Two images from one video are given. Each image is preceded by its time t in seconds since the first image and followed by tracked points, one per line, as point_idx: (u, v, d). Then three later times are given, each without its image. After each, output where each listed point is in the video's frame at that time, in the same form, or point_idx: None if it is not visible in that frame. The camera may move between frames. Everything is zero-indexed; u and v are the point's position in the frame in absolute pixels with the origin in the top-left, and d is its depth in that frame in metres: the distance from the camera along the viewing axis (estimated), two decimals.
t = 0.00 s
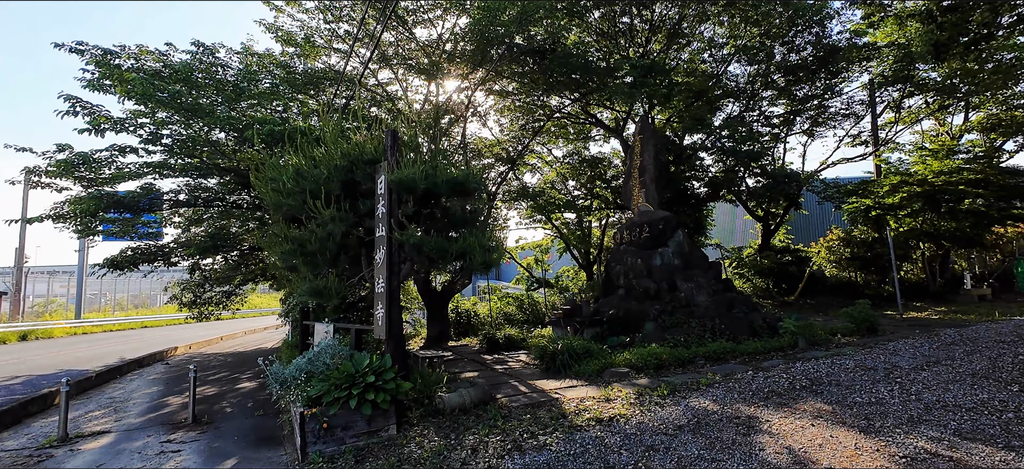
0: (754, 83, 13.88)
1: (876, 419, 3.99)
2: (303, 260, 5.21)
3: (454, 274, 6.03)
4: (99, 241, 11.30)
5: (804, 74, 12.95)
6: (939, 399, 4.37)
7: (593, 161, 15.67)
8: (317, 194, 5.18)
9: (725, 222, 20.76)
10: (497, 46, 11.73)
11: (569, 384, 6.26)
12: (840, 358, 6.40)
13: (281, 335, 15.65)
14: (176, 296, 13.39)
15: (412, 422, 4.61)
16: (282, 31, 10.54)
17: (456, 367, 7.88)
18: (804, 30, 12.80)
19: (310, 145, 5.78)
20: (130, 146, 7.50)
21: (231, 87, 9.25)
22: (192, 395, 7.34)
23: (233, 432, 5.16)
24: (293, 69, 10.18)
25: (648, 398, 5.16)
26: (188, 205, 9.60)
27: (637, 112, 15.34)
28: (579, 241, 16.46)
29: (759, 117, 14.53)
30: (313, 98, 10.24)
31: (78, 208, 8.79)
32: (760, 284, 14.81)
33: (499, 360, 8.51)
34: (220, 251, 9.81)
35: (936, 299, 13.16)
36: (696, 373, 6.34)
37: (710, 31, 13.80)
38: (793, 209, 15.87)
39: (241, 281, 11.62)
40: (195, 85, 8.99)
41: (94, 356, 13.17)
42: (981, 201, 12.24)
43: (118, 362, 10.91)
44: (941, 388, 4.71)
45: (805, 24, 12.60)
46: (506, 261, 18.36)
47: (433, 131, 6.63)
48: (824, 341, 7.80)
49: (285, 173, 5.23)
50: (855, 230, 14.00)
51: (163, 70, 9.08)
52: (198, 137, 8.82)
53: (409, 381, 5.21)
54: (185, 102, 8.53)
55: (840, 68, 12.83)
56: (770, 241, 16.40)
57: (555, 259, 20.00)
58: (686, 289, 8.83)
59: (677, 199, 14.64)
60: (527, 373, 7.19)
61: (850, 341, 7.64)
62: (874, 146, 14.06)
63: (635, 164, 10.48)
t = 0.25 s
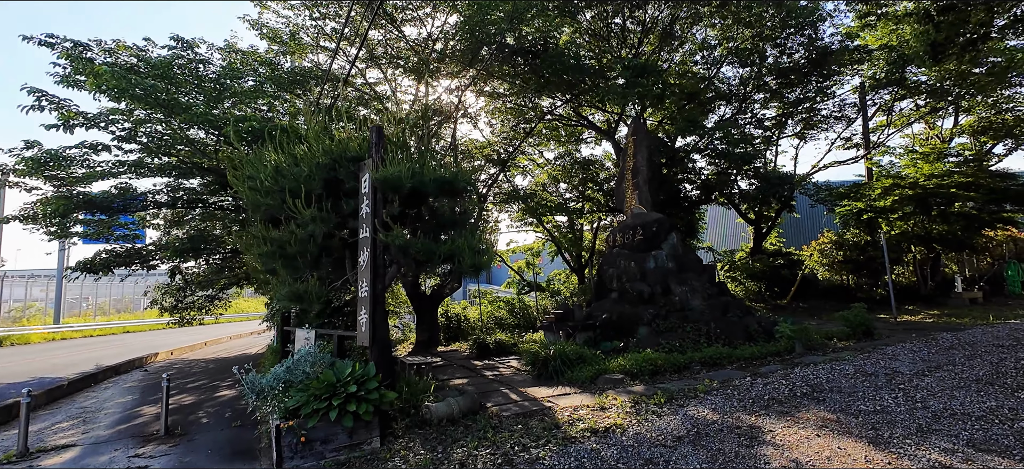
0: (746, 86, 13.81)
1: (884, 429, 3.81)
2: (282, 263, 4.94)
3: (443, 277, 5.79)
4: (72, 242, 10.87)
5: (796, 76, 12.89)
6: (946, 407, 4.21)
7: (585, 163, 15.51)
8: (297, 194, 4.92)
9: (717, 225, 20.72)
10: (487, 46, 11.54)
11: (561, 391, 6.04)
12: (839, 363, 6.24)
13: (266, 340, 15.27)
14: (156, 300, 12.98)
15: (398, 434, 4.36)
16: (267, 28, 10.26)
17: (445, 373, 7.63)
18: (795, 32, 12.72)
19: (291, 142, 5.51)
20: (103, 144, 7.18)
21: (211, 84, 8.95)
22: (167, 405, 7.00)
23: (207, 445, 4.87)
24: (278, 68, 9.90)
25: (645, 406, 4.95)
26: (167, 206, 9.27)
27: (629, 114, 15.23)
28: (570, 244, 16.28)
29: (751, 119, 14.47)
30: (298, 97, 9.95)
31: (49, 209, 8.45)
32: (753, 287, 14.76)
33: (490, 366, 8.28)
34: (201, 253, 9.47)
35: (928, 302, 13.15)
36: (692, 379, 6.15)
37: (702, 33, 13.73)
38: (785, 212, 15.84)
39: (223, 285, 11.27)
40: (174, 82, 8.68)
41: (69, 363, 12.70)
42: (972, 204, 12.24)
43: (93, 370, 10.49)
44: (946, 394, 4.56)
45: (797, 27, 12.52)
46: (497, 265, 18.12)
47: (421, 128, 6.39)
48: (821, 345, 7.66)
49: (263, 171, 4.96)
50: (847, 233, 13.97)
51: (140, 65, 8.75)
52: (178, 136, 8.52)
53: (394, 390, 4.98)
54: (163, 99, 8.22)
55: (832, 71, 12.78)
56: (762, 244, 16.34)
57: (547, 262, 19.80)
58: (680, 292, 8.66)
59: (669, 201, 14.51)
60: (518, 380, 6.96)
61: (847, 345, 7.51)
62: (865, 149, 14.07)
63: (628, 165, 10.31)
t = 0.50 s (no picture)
0: (738, 89, 13.74)
1: (893, 441, 3.63)
2: (259, 267, 4.67)
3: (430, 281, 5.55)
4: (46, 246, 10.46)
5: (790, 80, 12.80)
6: (956, 417, 4.05)
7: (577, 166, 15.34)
8: (276, 193, 4.66)
9: (709, 228, 20.66)
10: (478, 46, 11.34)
11: (554, 400, 5.81)
12: (838, 369, 6.08)
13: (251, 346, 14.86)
14: (135, 305, 12.56)
15: (381, 449, 4.10)
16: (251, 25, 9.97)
17: (433, 381, 7.38)
18: (788, 35, 12.66)
19: (271, 139, 5.25)
20: (74, 142, 6.85)
21: (191, 81, 8.63)
22: (140, 415, 6.66)
23: (178, 460, 4.57)
24: (263, 66, 9.62)
25: (642, 416, 4.73)
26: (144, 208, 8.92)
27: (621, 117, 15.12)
28: (562, 247, 16.08)
29: (743, 122, 14.40)
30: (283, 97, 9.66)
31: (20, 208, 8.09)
32: (745, 291, 14.47)
33: (480, 373, 8.03)
34: (180, 257, 9.13)
35: (920, 306, 13.11)
36: (689, 387, 5.95)
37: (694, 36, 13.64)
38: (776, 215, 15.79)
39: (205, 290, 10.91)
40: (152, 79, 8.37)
41: (42, 371, 12.22)
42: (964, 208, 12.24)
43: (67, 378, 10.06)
44: (953, 403, 4.40)
45: (789, 30, 12.46)
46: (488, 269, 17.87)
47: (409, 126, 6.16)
48: (818, 351, 7.50)
49: (239, 169, 4.70)
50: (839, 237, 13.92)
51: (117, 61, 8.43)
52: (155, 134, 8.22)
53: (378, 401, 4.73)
54: (140, 95, 7.92)
55: (824, 74, 12.74)
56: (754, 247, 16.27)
57: (538, 266, 19.59)
58: (675, 296, 8.48)
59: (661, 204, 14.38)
60: (509, 388, 6.71)
61: (844, 351, 7.36)
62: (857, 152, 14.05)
63: (621, 167, 10.14)
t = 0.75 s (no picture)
0: (730, 92, 13.63)
1: (906, 453, 3.45)
2: (236, 269, 4.40)
3: (418, 284, 5.32)
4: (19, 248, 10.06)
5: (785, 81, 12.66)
6: (967, 427, 3.88)
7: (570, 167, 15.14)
8: (253, 192, 4.39)
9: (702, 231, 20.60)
10: (469, 44, 11.09)
11: (547, 408, 5.59)
12: (839, 375, 5.92)
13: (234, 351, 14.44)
14: (114, 310, 12.13)
15: (365, 463, 3.85)
16: (235, 20, 9.67)
17: (422, 388, 7.12)
18: (782, 37, 12.57)
19: (251, 135, 5.00)
20: (43, 137, 6.53)
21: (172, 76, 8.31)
22: (111, 426, 6.30)
23: None
24: (247, 62, 9.33)
25: (641, 426, 4.52)
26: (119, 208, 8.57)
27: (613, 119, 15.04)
28: (554, 250, 15.87)
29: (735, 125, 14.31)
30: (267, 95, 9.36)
31: None
32: (738, 294, 14.53)
33: (471, 379, 7.79)
34: (159, 259, 8.78)
35: (913, 310, 13.08)
36: (688, 394, 5.75)
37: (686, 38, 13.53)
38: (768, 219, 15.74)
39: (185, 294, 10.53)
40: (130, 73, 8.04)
41: (15, 378, 11.73)
42: (956, 211, 12.22)
43: (39, 386, 9.64)
44: (962, 411, 4.24)
45: (783, 31, 12.38)
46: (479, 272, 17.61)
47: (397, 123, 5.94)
48: (816, 355, 7.36)
49: (215, 166, 4.41)
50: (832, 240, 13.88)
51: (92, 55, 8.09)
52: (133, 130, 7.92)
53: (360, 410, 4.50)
54: (118, 90, 7.64)
55: (817, 77, 12.67)
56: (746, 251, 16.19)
57: (530, 269, 19.38)
58: (670, 300, 8.32)
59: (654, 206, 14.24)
60: (501, 395, 6.48)
61: (842, 355, 7.23)
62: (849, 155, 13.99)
63: (614, 168, 9.97)
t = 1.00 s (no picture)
0: (724, 96, 13.56)
1: None
2: (211, 273, 4.12)
3: (406, 290, 5.07)
4: None
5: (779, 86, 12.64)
6: (983, 439, 3.70)
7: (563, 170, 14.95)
8: (229, 190, 4.11)
9: (694, 235, 20.52)
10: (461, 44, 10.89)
11: (541, 419, 5.34)
12: (841, 383, 5.75)
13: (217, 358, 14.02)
14: (91, 315, 11.70)
15: None
16: (219, 17, 9.39)
17: (410, 397, 6.85)
18: (775, 40, 12.52)
19: (228, 131, 4.73)
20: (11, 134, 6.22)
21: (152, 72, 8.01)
22: (79, 440, 5.95)
23: None
24: (230, 61, 9.05)
25: (640, 439, 4.30)
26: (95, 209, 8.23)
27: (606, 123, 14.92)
28: (547, 255, 15.66)
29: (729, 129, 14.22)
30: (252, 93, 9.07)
31: None
32: (732, 299, 14.19)
33: (461, 388, 7.52)
34: (136, 262, 8.43)
35: (906, 316, 13.01)
36: (687, 403, 5.54)
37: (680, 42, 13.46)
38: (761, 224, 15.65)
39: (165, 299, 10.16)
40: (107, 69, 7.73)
41: None
42: (949, 216, 12.19)
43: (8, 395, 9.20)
44: (974, 423, 4.07)
45: (777, 35, 12.34)
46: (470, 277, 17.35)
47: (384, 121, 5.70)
48: (815, 362, 7.19)
49: (188, 163, 4.13)
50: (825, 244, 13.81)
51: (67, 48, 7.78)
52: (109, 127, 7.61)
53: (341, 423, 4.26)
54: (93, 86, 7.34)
55: (811, 81, 12.63)
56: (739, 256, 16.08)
57: (521, 274, 19.15)
58: (665, 306, 8.12)
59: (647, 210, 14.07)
60: (493, 405, 6.23)
61: (842, 362, 7.08)
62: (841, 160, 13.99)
63: (608, 171, 9.80)
